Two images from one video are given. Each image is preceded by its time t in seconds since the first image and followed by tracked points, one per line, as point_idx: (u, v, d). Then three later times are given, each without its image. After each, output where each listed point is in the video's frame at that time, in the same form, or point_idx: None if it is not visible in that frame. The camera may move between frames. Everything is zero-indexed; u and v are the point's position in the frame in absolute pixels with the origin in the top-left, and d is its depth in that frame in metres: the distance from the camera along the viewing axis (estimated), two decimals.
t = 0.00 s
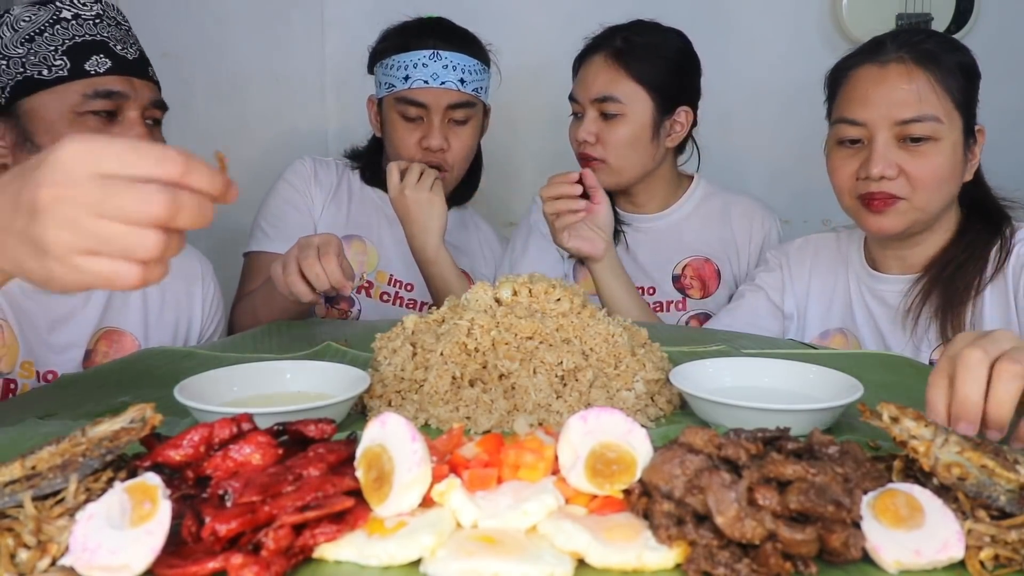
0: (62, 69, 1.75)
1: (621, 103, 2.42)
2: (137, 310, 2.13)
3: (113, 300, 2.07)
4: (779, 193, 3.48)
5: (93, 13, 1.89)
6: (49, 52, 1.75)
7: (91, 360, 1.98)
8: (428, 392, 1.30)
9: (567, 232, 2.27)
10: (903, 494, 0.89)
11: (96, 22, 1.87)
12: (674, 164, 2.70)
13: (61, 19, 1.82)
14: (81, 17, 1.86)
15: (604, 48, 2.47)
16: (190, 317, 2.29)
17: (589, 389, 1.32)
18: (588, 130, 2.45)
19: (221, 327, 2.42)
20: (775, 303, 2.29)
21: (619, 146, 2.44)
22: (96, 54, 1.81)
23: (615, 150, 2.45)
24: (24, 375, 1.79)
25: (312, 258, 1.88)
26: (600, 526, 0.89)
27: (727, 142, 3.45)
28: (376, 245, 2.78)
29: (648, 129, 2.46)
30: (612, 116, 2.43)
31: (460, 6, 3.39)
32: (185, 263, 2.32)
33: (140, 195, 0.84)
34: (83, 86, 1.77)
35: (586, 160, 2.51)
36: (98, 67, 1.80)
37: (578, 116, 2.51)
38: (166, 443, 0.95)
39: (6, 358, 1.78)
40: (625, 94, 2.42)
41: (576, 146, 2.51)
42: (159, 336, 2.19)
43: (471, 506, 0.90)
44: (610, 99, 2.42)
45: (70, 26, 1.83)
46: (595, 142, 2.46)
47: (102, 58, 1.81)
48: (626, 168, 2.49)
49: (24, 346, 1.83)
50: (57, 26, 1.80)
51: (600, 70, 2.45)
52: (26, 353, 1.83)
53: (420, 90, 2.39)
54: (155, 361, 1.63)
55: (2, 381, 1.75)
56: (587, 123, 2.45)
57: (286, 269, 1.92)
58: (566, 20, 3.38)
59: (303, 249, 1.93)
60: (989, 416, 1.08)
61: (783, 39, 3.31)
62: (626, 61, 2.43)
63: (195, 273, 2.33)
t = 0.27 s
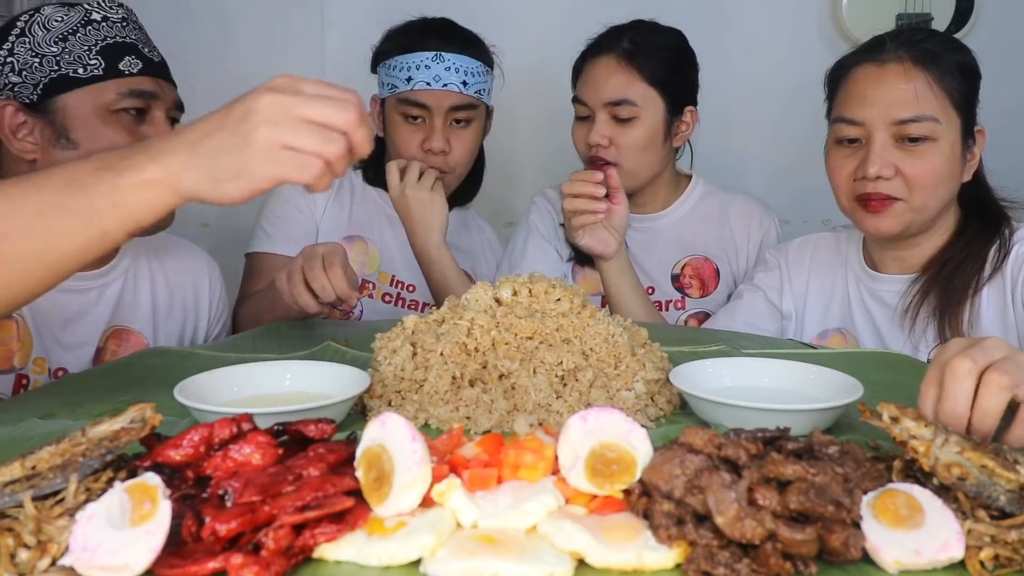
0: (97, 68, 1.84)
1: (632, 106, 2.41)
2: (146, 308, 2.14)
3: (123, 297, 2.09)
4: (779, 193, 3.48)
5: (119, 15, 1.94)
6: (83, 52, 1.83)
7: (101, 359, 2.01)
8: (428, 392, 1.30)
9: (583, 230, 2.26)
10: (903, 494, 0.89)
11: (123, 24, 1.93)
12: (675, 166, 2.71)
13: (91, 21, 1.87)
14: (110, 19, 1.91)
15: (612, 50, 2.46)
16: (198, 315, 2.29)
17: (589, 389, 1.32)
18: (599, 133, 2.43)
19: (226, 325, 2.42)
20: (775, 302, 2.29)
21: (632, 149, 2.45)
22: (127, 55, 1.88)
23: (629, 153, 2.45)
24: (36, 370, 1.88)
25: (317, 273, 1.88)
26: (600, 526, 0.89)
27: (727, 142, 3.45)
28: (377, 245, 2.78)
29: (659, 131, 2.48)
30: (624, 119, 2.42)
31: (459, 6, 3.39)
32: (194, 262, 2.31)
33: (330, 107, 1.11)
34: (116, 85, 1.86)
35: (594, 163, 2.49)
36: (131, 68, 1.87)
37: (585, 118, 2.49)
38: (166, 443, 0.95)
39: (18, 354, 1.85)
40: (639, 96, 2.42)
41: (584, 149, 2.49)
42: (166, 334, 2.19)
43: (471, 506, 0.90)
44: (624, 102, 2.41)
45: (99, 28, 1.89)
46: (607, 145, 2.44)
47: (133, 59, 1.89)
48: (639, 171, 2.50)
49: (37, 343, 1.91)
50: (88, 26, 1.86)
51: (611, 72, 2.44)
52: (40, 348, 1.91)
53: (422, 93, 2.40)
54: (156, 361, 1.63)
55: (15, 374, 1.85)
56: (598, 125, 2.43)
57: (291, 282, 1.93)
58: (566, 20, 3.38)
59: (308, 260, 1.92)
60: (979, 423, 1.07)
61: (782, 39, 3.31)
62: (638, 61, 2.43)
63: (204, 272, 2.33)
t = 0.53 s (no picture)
0: (128, 73, 1.84)
1: (652, 104, 2.42)
2: (155, 308, 2.14)
3: (135, 296, 2.10)
4: (778, 193, 3.48)
5: (146, 22, 1.96)
6: (115, 56, 1.83)
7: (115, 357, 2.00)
8: (428, 392, 1.30)
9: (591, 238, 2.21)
10: (903, 494, 0.89)
11: (149, 31, 1.94)
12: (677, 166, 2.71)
13: (121, 27, 1.89)
14: (138, 25, 1.93)
15: (627, 49, 2.45)
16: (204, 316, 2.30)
17: (589, 389, 1.32)
18: (619, 132, 2.42)
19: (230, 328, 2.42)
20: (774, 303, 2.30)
21: (652, 149, 2.46)
22: (156, 61, 1.89)
23: (648, 151, 2.46)
24: (54, 363, 1.88)
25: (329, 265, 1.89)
26: (600, 526, 0.89)
27: (727, 142, 3.45)
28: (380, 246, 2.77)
29: (675, 130, 2.50)
30: (643, 117, 2.43)
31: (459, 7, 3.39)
32: (205, 263, 2.32)
33: (469, 109, 1.14)
34: (146, 90, 1.87)
35: (612, 163, 2.48)
36: (160, 74, 1.89)
37: (600, 117, 2.47)
38: (166, 443, 0.95)
39: (39, 345, 1.86)
40: (659, 95, 2.44)
41: (601, 149, 2.47)
42: (174, 335, 2.18)
43: (471, 506, 0.90)
44: (645, 101, 2.41)
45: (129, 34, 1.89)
46: (629, 144, 2.43)
47: (162, 65, 1.90)
48: (654, 169, 2.52)
49: (59, 335, 1.91)
50: (119, 32, 1.87)
51: (630, 71, 2.42)
52: (60, 341, 1.91)
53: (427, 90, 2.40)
54: (156, 361, 1.63)
55: (34, 365, 1.84)
56: (620, 124, 2.42)
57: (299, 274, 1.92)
58: (566, 20, 3.38)
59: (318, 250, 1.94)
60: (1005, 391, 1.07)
61: (782, 39, 3.31)
62: (653, 57, 2.44)
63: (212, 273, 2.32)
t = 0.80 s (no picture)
0: (158, 76, 1.82)
1: (656, 104, 2.42)
2: (171, 309, 2.14)
3: (155, 295, 2.10)
4: (778, 194, 3.48)
5: (174, 30, 1.95)
6: (145, 60, 1.81)
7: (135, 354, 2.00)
8: (428, 392, 1.30)
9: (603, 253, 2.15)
10: (903, 494, 0.89)
11: (177, 38, 1.93)
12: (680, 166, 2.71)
13: (151, 33, 1.88)
14: (167, 32, 1.92)
15: (629, 49, 2.45)
16: (211, 317, 2.31)
17: (589, 389, 1.32)
18: (623, 133, 2.42)
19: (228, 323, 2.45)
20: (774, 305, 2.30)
21: (656, 148, 2.46)
22: (185, 65, 1.88)
23: (653, 149, 2.46)
24: (82, 356, 1.87)
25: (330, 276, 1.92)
26: (601, 526, 0.89)
27: (727, 142, 3.46)
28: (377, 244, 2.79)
29: (679, 129, 2.50)
30: (648, 117, 2.43)
31: (459, 7, 3.39)
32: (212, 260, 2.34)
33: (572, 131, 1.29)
34: (175, 93, 1.85)
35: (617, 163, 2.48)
36: (188, 78, 1.87)
37: (604, 118, 2.47)
38: (166, 443, 0.95)
39: (71, 338, 1.86)
40: (662, 94, 2.44)
41: (606, 149, 2.47)
42: (185, 332, 2.20)
43: (471, 506, 0.90)
44: (649, 100, 2.41)
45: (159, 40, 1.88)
46: (633, 144, 2.43)
47: (190, 69, 1.89)
48: (659, 168, 2.52)
49: (86, 328, 1.90)
50: (149, 38, 1.86)
51: (632, 72, 2.42)
52: (89, 335, 1.91)
53: (424, 79, 2.40)
54: (156, 361, 1.63)
55: (62, 357, 1.83)
56: (623, 124, 2.42)
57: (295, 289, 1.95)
58: (566, 20, 3.37)
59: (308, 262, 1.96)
60: (994, 382, 1.10)
61: (782, 39, 3.31)
62: (655, 56, 2.44)
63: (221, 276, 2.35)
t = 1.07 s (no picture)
0: (187, 80, 1.83)
1: (654, 105, 2.42)
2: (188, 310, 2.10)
3: (173, 294, 2.06)
4: (779, 193, 3.48)
5: (204, 35, 1.95)
6: (175, 64, 1.81)
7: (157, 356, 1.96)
8: (428, 392, 1.30)
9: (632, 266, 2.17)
10: (903, 494, 0.89)
11: (206, 44, 1.93)
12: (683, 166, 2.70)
13: (181, 38, 1.88)
14: (197, 37, 1.92)
15: (627, 50, 2.46)
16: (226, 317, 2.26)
17: (589, 389, 1.32)
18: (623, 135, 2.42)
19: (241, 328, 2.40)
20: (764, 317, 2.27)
21: (656, 149, 2.45)
22: (212, 70, 1.88)
23: (651, 151, 2.45)
24: (110, 351, 1.85)
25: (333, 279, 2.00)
26: (600, 526, 0.89)
27: (728, 142, 3.46)
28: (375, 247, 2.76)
29: (679, 129, 2.50)
30: (646, 119, 2.43)
31: (459, 7, 3.39)
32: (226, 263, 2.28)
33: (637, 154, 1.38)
34: (204, 96, 1.86)
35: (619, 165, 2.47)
36: (216, 82, 1.88)
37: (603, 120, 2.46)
38: (166, 443, 0.95)
39: (101, 333, 1.84)
40: (661, 94, 2.44)
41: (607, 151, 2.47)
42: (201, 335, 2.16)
43: (471, 506, 0.90)
44: (647, 102, 2.42)
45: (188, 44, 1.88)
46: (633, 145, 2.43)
47: (217, 74, 1.89)
48: (658, 170, 2.50)
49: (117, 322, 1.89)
50: (179, 43, 1.86)
51: (631, 72, 2.43)
52: (118, 331, 1.88)
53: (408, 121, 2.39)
54: (157, 361, 1.63)
55: (92, 352, 1.82)
56: (622, 126, 2.42)
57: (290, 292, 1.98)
58: (566, 20, 3.37)
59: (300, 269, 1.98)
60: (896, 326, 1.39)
61: (783, 39, 3.31)
62: (654, 57, 2.44)
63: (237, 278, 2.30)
